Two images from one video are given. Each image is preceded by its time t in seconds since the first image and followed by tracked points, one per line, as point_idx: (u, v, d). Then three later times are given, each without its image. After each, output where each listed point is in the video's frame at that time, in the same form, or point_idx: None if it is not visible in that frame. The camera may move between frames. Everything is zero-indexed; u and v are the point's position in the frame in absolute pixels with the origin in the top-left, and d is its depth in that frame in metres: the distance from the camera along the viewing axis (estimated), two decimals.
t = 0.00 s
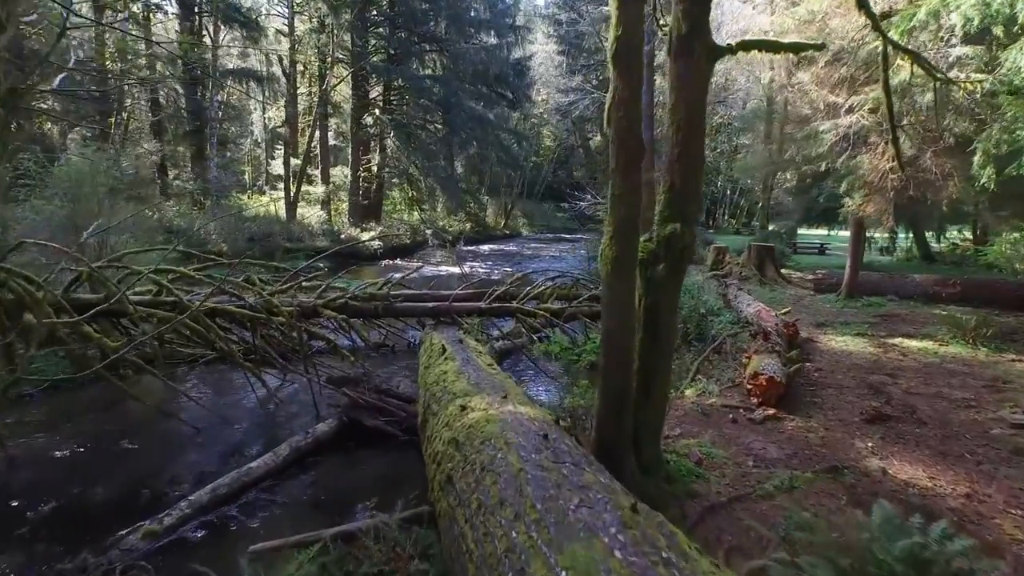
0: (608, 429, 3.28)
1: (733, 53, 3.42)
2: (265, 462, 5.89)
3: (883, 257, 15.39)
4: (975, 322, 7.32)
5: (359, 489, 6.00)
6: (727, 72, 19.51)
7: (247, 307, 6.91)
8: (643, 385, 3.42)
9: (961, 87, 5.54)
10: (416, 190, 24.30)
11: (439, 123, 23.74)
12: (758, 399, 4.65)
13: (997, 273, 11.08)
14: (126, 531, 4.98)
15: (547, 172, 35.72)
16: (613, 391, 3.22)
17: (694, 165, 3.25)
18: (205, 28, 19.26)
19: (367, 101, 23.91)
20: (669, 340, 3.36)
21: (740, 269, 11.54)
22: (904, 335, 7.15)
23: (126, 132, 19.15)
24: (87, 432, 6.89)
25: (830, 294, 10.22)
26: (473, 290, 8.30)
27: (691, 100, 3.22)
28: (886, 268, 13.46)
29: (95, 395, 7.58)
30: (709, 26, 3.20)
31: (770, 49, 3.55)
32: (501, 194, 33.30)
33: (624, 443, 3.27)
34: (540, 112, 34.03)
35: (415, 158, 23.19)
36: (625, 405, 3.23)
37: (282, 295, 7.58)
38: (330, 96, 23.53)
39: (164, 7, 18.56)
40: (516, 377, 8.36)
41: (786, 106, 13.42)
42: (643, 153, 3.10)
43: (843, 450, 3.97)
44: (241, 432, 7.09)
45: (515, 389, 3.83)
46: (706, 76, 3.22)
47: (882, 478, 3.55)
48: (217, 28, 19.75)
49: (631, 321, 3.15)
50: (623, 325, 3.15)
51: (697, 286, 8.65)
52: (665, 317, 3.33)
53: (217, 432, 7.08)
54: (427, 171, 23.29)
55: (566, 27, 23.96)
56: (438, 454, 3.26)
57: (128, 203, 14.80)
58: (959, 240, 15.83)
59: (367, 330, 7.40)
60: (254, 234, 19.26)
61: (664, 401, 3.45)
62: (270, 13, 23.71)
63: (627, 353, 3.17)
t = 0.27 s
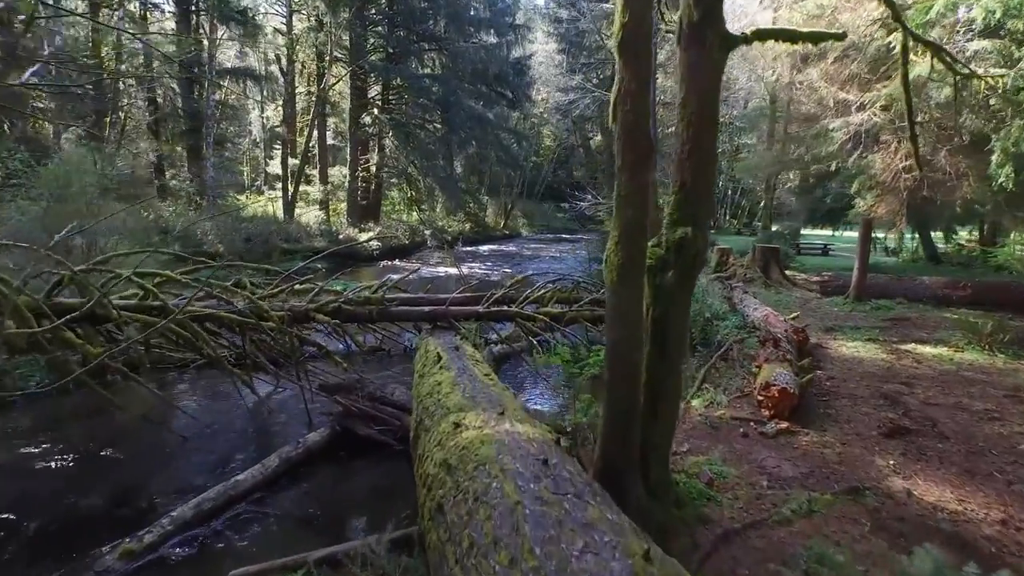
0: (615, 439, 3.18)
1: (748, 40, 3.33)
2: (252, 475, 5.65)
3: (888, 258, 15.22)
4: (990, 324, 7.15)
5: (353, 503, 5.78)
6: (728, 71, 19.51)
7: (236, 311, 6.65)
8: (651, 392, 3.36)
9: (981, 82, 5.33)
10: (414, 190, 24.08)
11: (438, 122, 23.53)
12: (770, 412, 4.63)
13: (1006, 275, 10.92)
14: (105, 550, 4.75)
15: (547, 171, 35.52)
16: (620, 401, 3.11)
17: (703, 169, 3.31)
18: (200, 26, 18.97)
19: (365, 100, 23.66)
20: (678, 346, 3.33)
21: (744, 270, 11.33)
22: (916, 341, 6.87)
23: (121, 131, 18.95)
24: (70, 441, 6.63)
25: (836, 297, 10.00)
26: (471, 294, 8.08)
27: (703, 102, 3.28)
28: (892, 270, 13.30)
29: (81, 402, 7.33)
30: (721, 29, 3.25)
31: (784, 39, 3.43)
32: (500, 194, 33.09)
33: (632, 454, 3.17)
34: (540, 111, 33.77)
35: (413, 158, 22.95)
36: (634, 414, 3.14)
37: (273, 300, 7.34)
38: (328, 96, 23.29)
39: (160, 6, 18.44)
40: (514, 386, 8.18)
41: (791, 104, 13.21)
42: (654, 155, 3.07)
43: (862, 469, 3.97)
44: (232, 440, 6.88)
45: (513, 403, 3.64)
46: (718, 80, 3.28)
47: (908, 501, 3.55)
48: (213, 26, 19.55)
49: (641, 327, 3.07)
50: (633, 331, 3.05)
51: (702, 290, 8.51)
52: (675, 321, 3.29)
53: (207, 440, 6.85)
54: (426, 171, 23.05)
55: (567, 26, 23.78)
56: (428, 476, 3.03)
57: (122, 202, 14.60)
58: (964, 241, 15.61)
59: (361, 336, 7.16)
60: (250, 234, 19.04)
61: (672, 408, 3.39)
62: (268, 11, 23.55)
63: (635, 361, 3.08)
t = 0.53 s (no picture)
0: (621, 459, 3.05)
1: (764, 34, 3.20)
2: (237, 490, 5.41)
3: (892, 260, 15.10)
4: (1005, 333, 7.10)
5: (345, 519, 5.56)
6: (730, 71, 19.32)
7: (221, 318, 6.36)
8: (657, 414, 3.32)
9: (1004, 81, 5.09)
10: (413, 191, 23.87)
11: (437, 122, 23.28)
12: (783, 428, 4.71)
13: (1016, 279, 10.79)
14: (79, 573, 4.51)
15: (546, 172, 35.23)
16: (625, 422, 3.00)
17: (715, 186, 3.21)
18: (195, 24, 18.69)
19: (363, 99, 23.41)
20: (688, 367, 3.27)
21: (748, 273, 11.13)
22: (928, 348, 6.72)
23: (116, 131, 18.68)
24: (50, 453, 6.36)
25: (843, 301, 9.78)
26: (468, 299, 7.81)
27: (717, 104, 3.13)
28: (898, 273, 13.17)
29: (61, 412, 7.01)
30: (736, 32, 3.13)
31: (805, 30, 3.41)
32: (500, 194, 32.81)
33: (637, 477, 3.06)
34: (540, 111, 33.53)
35: (412, 158, 22.72)
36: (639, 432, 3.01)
37: (263, 305, 7.07)
38: (325, 95, 23.05)
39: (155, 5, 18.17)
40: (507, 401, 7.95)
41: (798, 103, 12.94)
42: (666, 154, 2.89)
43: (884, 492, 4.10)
44: (219, 452, 6.63)
45: (508, 423, 3.42)
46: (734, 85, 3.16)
47: (935, 528, 3.63)
48: (209, 24, 19.28)
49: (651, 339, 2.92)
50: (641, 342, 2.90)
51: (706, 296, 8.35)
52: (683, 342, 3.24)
53: (193, 451, 6.59)
54: (425, 172, 22.81)
55: (567, 25, 23.53)
56: (415, 510, 2.81)
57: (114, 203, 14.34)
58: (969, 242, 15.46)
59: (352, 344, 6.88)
60: (246, 235, 18.80)
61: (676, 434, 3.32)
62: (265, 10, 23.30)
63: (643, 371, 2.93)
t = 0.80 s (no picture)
0: (629, 495, 2.96)
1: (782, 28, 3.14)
2: (217, 513, 5.10)
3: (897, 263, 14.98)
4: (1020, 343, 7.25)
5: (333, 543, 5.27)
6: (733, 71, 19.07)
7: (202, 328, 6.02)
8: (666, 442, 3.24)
9: None
10: (411, 191, 23.62)
11: (435, 122, 22.94)
12: (799, 453, 5.16)
13: None
14: None
15: (546, 172, 34.86)
16: (633, 456, 2.90)
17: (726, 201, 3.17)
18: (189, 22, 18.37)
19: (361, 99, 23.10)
20: (698, 390, 3.20)
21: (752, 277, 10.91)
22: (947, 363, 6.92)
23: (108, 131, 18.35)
24: (24, 471, 6.02)
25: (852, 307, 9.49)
26: (465, 307, 7.51)
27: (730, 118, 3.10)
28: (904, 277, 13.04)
29: (37, 425, 6.68)
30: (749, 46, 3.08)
31: (833, 18, 3.42)
32: (499, 195, 32.46)
33: (643, 511, 2.98)
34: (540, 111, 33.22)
35: (410, 159, 22.42)
36: (649, 468, 2.91)
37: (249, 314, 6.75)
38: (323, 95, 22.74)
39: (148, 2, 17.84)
40: (496, 408, 7.81)
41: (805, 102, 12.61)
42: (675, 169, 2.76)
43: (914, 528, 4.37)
44: (203, 468, 6.33)
45: (503, 454, 3.15)
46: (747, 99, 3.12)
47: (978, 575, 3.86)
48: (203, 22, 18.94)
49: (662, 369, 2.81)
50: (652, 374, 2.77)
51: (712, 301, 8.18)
52: (694, 366, 3.17)
53: (175, 467, 6.28)
54: (423, 173, 22.51)
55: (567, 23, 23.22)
56: (396, 560, 2.56)
57: (105, 205, 14.03)
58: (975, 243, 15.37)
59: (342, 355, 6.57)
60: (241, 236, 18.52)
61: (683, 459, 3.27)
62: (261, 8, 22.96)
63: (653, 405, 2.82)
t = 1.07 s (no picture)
0: (641, 532, 2.79)
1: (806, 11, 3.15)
2: (198, 532, 4.81)
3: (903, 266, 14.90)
4: None
5: (320, 562, 5.00)
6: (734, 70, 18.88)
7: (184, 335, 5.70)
8: (683, 470, 3.15)
9: None
10: (410, 192, 23.41)
11: (434, 122, 22.64)
12: (818, 478, 5.07)
13: None
14: None
15: (546, 172, 34.54)
16: (646, 483, 2.74)
17: (745, 222, 3.17)
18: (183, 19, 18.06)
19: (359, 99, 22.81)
20: (717, 414, 3.14)
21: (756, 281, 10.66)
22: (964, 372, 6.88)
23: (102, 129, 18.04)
24: None
25: (862, 312, 9.24)
26: (461, 313, 7.25)
27: (748, 140, 3.09)
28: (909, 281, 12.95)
29: (12, 436, 6.35)
30: (766, 68, 3.08)
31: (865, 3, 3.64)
32: (499, 195, 32.21)
33: (657, 549, 2.82)
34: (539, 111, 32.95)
35: (408, 159, 22.12)
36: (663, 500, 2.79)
37: (236, 321, 6.45)
38: (320, 94, 22.49)
39: None
40: (494, 417, 7.55)
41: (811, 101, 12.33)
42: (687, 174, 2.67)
43: (948, 562, 4.23)
44: (187, 481, 6.04)
45: (499, 488, 2.87)
46: (769, 117, 3.10)
47: None
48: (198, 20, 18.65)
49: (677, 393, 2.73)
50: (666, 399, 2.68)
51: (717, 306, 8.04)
52: (711, 390, 3.12)
53: (156, 481, 5.98)
54: (422, 173, 22.22)
55: (568, 22, 22.99)
56: None
57: (97, 205, 13.73)
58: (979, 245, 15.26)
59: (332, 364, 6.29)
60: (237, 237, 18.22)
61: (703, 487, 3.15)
62: (258, 7, 22.70)
63: (668, 432, 2.72)
